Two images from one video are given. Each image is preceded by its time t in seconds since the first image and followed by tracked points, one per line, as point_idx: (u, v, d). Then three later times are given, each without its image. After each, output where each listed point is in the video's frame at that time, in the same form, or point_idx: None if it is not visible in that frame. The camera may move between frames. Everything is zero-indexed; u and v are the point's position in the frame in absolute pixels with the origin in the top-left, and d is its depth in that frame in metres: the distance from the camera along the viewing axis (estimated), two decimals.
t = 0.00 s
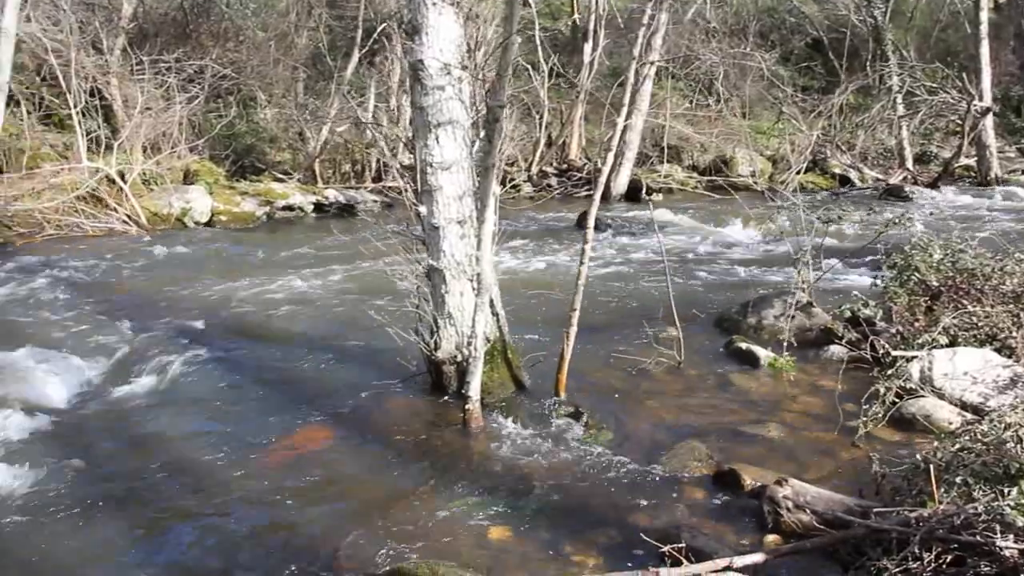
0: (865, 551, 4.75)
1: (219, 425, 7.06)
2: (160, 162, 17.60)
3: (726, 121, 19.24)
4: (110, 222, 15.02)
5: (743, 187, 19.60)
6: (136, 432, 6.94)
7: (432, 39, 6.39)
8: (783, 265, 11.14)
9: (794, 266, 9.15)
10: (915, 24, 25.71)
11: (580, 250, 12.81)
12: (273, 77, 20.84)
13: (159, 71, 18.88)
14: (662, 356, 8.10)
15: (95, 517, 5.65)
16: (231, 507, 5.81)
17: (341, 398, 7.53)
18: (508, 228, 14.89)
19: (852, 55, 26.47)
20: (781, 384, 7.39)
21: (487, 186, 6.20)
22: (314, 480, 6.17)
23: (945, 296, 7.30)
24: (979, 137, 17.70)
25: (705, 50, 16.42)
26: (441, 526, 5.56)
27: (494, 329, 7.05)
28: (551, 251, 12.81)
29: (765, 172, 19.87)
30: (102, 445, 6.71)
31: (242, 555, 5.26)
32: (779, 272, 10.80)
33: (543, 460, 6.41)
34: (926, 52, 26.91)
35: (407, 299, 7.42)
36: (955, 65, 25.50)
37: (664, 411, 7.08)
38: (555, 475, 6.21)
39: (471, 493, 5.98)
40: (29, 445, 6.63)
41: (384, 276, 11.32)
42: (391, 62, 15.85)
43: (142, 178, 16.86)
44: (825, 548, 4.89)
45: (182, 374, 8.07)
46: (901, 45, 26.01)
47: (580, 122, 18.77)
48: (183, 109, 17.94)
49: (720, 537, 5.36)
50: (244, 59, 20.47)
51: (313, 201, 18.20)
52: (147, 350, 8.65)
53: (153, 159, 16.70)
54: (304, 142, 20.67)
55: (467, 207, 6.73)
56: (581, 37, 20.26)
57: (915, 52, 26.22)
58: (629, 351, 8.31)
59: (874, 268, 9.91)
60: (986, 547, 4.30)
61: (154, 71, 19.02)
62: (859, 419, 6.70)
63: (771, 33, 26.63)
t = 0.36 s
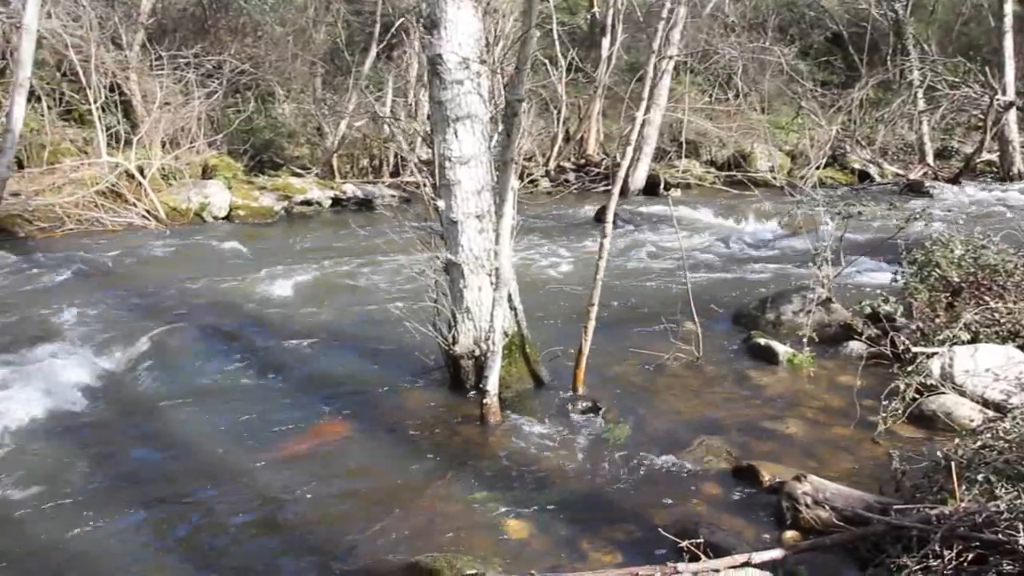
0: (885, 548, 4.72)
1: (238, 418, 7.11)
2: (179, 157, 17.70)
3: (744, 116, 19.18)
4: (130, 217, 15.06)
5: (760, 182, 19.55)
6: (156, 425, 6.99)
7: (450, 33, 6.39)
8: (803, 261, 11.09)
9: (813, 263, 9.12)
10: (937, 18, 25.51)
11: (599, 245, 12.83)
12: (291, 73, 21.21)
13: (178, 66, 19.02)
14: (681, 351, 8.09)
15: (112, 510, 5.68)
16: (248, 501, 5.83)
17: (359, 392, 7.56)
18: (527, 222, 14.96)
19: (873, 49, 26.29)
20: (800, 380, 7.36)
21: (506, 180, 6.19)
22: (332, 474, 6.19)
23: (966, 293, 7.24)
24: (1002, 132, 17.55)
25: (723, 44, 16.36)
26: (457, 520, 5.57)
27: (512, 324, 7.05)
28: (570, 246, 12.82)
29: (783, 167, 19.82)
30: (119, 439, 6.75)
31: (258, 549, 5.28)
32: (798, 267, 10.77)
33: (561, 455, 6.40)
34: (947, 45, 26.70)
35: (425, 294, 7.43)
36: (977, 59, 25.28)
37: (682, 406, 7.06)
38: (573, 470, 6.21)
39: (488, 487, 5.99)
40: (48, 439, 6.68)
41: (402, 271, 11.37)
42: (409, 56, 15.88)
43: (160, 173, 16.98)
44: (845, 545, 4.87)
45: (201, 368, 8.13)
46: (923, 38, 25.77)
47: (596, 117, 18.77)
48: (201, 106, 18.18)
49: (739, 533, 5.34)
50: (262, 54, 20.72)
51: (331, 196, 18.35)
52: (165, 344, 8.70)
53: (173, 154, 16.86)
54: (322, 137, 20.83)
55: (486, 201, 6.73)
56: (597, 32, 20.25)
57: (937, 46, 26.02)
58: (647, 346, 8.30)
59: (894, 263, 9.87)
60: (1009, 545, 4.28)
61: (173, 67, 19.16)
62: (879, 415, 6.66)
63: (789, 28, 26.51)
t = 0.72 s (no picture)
0: (907, 547, 4.68)
1: (257, 413, 7.14)
2: (198, 153, 17.83)
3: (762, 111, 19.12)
4: (149, 212, 15.15)
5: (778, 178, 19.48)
6: (177, 419, 7.03)
7: (470, 28, 6.38)
8: (824, 257, 11.04)
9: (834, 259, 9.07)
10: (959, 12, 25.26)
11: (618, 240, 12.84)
12: (309, 68, 21.31)
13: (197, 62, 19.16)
14: (700, 347, 8.08)
15: (131, 502, 5.74)
16: (266, 495, 5.87)
17: (378, 388, 7.58)
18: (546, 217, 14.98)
19: (893, 43, 26.09)
20: (820, 376, 7.33)
21: (525, 175, 6.18)
22: (350, 469, 6.22)
23: (989, 289, 7.17)
24: None
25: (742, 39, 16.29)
26: (476, 515, 5.58)
27: (531, 319, 7.06)
28: (589, 241, 12.83)
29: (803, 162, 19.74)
30: (139, 432, 6.81)
31: (277, 542, 5.31)
32: (818, 263, 10.73)
33: (580, 452, 6.40)
34: (970, 39, 26.45)
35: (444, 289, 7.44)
36: (1001, 53, 25.00)
37: (701, 402, 7.05)
38: (591, 466, 6.20)
39: (507, 483, 6.00)
40: (70, 431, 6.76)
41: (421, 266, 11.40)
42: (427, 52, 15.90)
43: (180, 169, 17.09)
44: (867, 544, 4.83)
45: (221, 363, 8.18)
46: (945, 31, 25.47)
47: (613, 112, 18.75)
48: (221, 101, 18.19)
49: (758, 530, 5.32)
50: (281, 50, 20.81)
51: (349, 191, 18.43)
52: (185, 339, 8.76)
53: (193, 149, 16.98)
54: (340, 132, 20.92)
55: (505, 196, 6.73)
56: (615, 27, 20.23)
57: (959, 39, 25.78)
58: (666, 342, 8.29)
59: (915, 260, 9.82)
60: None
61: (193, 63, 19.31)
62: (900, 413, 6.62)
63: (809, 22, 26.37)
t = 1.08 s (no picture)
0: (935, 548, 4.63)
1: (281, 410, 7.19)
2: (222, 151, 17.98)
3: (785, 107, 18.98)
4: (173, 210, 15.27)
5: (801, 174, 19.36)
6: (202, 416, 7.09)
7: (493, 25, 6.37)
8: (849, 254, 10.96)
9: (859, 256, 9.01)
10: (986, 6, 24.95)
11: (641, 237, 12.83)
12: (332, 66, 21.43)
13: (221, 61, 19.33)
14: (724, 345, 8.04)
15: (155, 498, 5.79)
16: (289, 491, 5.91)
17: (401, 385, 7.61)
18: (569, 214, 14.99)
19: (919, 38, 25.81)
20: (845, 375, 7.28)
21: (549, 172, 6.17)
22: (374, 466, 6.24)
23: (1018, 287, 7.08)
24: None
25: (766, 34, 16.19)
26: (497, 512, 5.60)
27: (554, 317, 7.06)
28: (612, 238, 12.83)
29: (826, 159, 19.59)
30: (162, 427, 6.87)
31: (301, 539, 5.34)
32: (844, 260, 10.66)
33: (604, 449, 6.39)
34: (998, 33, 26.10)
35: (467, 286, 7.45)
36: None
37: (725, 400, 7.02)
38: (615, 464, 6.19)
39: (531, 480, 6.00)
40: (94, 425, 6.83)
41: (445, 263, 11.44)
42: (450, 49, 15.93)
43: (204, 166, 17.23)
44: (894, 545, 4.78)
45: (246, 359, 8.24)
46: (972, 26, 25.20)
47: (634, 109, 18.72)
48: (243, 99, 18.32)
49: (784, 530, 5.29)
50: (303, 48, 20.95)
51: (371, 188, 18.51)
52: (210, 336, 8.83)
53: (216, 147, 17.12)
54: (362, 130, 21.02)
55: (528, 193, 6.72)
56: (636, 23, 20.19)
57: (987, 33, 25.46)
58: (689, 339, 8.27)
59: (941, 257, 9.73)
60: None
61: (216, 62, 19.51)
62: (927, 412, 6.56)
63: (832, 17, 26.17)
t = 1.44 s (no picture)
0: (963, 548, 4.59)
1: (305, 405, 7.23)
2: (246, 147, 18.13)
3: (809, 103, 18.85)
4: (198, 205, 15.39)
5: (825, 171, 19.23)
6: (228, 409, 7.16)
7: (517, 20, 6.35)
8: (876, 252, 10.89)
9: (885, 253, 8.94)
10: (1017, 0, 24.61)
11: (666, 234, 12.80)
12: (355, 62, 21.51)
13: (245, 57, 19.48)
14: (748, 342, 8.01)
15: (181, 491, 5.84)
16: (313, 485, 5.95)
17: (424, 381, 7.63)
18: (593, 210, 14.98)
19: (948, 33, 25.51)
20: (871, 373, 7.23)
21: (573, 168, 6.15)
22: (398, 461, 6.27)
23: None
24: None
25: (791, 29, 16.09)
26: (520, 508, 5.61)
27: (578, 313, 7.06)
28: (636, 234, 12.82)
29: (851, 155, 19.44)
30: (186, 420, 6.95)
31: (325, 533, 5.37)
32: (869, 258, 10.59)
33: (627, 446, 6.39)
34: None
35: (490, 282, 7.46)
36: None
37: (749, 398, 6.99)
38: (638, 461, 6.18)
39: (553, 476, 6.00)
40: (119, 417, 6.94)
41: (470, 259, 11.47)
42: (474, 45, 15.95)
43: (229, 162, 17.37)
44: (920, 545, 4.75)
45: (270, 354, 8.31)
46: (1002, 20, 24.86)
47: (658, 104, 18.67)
48: (266, 95, 18.44)
49: (808, 529, 5.26)
50: (327, 44, 21.06)
51: (395, 183, 18.59)
52: (234, 331, 8.90)
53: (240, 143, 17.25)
54: (386, 125, 21.10)
55: (552, 189, 6.71)
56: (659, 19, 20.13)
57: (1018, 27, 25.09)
58: (714, 336, 8.24)
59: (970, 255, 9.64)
60: None
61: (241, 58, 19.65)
62: (954, 411, 6.50)
63: (859, 12, 25.94)
